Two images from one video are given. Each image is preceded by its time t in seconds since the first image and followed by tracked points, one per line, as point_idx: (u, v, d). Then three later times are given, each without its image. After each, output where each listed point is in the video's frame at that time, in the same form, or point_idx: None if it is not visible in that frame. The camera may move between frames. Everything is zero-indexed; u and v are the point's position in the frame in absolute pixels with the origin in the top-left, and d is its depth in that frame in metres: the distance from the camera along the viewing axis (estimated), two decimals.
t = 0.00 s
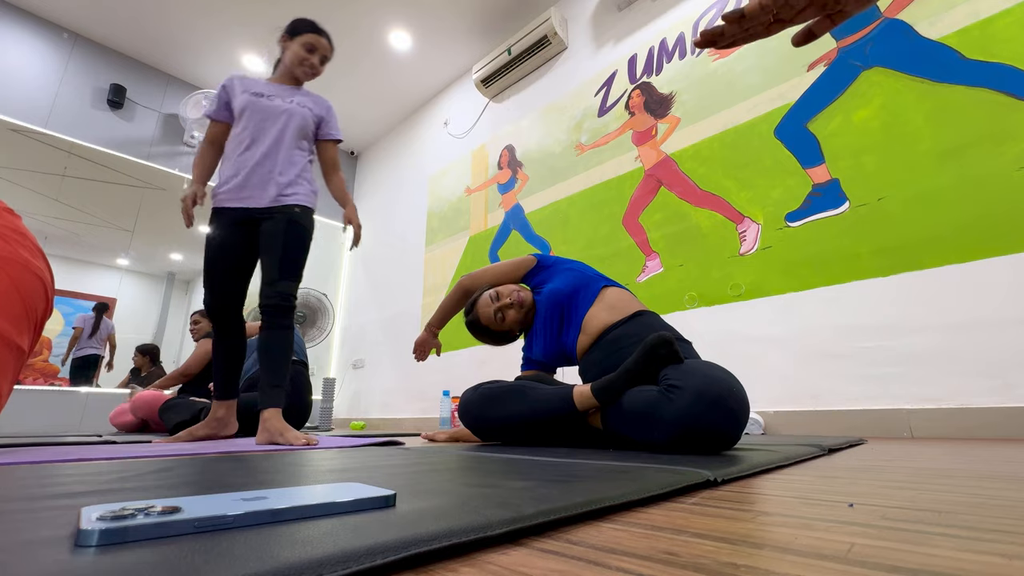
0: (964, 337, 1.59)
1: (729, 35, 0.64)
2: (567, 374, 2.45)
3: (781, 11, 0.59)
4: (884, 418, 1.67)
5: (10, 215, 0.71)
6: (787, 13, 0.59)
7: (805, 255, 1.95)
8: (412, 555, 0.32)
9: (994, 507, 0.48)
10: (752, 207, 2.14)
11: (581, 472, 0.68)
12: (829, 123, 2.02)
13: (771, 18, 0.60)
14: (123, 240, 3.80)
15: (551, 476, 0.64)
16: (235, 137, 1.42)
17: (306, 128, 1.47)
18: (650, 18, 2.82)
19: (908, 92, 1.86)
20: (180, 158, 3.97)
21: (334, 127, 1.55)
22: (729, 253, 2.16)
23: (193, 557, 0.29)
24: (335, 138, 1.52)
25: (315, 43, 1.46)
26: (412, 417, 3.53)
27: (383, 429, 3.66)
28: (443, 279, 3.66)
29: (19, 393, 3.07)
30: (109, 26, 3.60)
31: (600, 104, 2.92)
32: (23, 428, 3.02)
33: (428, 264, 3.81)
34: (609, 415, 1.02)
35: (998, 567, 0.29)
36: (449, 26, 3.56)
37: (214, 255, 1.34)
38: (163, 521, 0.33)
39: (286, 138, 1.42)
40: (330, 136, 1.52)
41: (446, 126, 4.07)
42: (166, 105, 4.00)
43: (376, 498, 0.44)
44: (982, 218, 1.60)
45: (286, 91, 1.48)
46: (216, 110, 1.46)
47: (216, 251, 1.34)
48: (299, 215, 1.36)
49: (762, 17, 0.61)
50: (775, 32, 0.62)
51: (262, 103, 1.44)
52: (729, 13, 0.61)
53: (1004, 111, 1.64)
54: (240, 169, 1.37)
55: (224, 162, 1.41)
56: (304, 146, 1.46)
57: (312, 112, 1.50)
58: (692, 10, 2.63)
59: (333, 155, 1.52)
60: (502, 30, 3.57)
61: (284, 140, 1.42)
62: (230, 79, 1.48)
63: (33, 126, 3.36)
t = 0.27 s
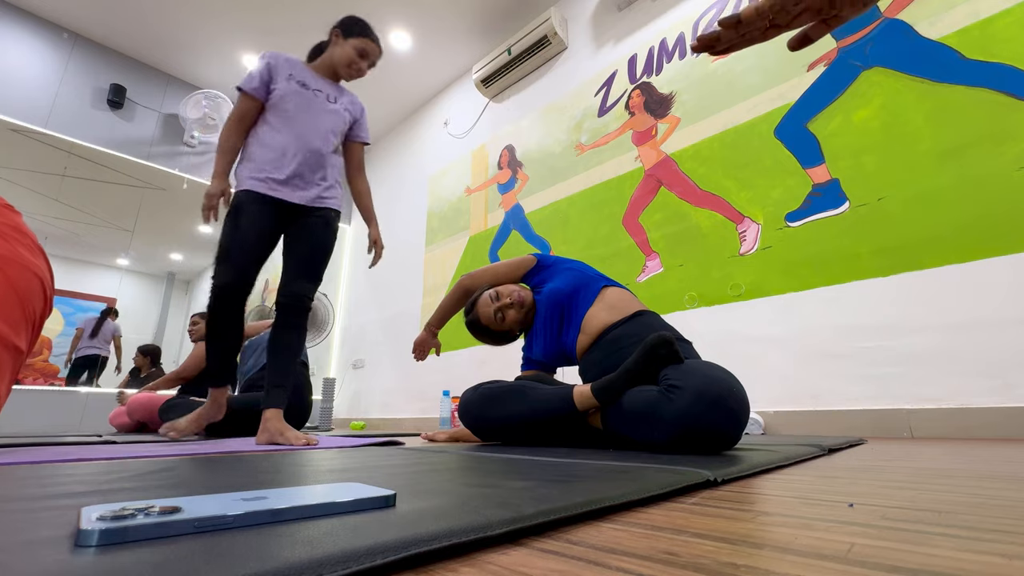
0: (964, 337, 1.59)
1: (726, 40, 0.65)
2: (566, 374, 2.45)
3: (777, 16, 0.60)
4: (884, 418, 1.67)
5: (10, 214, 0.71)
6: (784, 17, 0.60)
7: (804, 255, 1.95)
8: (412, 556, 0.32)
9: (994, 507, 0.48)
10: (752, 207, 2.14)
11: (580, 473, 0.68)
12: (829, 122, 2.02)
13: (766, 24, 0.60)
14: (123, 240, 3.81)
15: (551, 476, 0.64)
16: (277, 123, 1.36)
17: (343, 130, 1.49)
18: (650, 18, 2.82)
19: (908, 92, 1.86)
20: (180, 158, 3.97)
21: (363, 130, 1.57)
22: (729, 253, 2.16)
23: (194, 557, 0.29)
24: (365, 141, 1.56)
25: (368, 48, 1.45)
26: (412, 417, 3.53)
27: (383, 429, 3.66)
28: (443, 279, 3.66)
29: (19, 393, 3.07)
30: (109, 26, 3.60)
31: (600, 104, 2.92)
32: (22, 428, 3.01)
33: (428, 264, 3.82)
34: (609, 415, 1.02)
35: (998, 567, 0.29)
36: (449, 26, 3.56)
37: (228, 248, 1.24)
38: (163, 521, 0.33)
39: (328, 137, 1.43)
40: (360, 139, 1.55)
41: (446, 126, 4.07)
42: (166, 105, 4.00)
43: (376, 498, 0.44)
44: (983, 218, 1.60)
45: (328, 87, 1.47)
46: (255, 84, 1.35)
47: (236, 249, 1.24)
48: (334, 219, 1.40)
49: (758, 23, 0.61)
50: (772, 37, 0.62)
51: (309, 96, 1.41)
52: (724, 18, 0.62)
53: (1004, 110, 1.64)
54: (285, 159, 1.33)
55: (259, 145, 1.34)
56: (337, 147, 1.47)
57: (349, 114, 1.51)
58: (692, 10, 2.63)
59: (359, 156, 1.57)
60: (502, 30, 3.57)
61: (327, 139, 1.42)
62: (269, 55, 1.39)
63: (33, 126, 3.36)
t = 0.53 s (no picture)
0: (964, 337, 1.59)
1: (727, 32, 0.65)
2: (566, 374, 2.45)
3: (780, 7, 0.60)
4: (884, 418, 1.67)
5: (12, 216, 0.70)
6: (786, 10, 0.60)
7: (805, 255, 1.95)
8: (412, 555, 0.32)
9: (994, 507, 0.48)
10: (752, 208, 2.14)
11: (581, 473, 0.68)
12: (829, 123, 2.02)
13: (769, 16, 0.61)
14: (123, 240, 3.81)
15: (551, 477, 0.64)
16: (309, 120, 1.36)
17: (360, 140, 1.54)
18: (650, 18, 2.82)
19: (908, 92, 1.86)
20: (180, 158, 3.97)
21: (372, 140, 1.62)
22: (729, 253, 2.16)
23: (194, 557, 0.29)
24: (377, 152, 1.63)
25: (403, 64, 1.49)
26: (412, 417, 3.53)
27: (383, 429, 3.66)
28: (443, 279, 3.66)
29: (19, 393, 3.07)
30: (109, 26, 3.60)
31: (600, 104, 2.92)
32: (22, 428, 3.01)
33: (428, 264, 3.82)
34: (609, 415, 1.02)
35: (998, 566, 0.29)
36: (449, 26, 3.56)
37: (267, 247, 1.25)
38: (163, 521, 0.33)
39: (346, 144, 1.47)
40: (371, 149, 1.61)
41: (446, 126, 4.07)
42: (166, 105, 3.99)
43: (376, 498, 0.44)
44: (984, 217, 1.60)
45: (354, 92, 1.49)
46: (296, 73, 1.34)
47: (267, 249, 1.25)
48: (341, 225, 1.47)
49: (761, 15, 0.61)
50: (773, 31, 0.62)
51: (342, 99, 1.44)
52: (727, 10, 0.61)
53: (1004, 110, 1.64)
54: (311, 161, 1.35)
55: (284, 136, 1.33)
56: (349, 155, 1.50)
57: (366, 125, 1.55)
58: (692, 10, 2.62)
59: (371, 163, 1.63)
60: (502, 30, 3.57)
61: (347, 146, 1.47)
62: (313, 47, 1.38)
63: (33, 126, 3.35)
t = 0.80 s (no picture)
0: (964, 337, 1.59)
1: (732, 31, 0.65)
2: (566, 374, 2.45)
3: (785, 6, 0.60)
4: (884, 418, 1.67)
5: (16, 219, 0.70)
6: (791, 8, 0.61)
7: (805, 255, 1.95)
8: (412, 555, 0.32)
9: (994, 507, 0.48)
10: (752, 207, 2.14)
11: (581, 472, 0.68)
12: (829, 123, 2.02)
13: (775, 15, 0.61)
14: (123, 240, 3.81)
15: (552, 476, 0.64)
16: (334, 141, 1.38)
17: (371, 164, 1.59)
18: (650, 18, 2.82)
19: (908, 92, 1.86)
20: (180, 158, 3.96)
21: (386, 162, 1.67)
22: (729, 253, 2.16)
23: (194, 557, 0.29)
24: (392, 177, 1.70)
25: (436, 102, 1.55)
26: (412, 417, 3.53)
27: (383, 429, 3.66)
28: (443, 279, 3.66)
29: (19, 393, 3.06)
30: (108, 26, 3.60)
31: (600, 104, 2.92)
32: (22, 429, 3.01)
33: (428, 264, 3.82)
34: (609, 415, 1.02)
35: (998, 567, 0.29)
36: (449, 26, 3.56)
37: (268, 250, 1.31)
38: (163, 521, 0.33)
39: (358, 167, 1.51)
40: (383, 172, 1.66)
41: (446, 126, 4.07)
42: (166, 105, 3.99)
43: (376, 498, 0.44)
44: (984, 218, 1.60)
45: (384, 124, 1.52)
46: (345, 100, 1.35)
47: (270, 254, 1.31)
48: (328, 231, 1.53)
49: (766, 14, 0.62)
50: (778, 29, 0.63)
51: (373, 130, 1.47)
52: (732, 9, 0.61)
53: (1004, 111, 1.64)
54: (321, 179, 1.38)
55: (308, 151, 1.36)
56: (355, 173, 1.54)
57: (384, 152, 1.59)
58: (692, 10, 2.62)
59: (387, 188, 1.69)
60: (502, 30, 3.57)
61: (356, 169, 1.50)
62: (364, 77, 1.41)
63: (33, 126, 3.35)
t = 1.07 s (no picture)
0: (964, 337, 1.59)
1: (730, 42, 0.63)
2: (567, 374, 2.45)
3: (783, 17, 0.58)
4: (884, 418, 1.67)
5: (18, 221, 0.70)
6: (789, 18, 0.59)
7: (805, 255, 1.95)
8: (412, 555, 0.32)
9: (994, 508, 0.48)
10: (752, 207, 2.14)
11: (581, 472, 0.68)
12: (829, 123, 2.02)
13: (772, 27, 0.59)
14: (123, 240, 3.82)
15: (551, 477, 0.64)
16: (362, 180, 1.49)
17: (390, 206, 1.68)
18: (650, 18, 2.82)
19: (908, 92, 1.86)
20: (180, 158, 3.96)
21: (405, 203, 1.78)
22: (729, 253, 2.16)
23: (193, 557, 0.29)
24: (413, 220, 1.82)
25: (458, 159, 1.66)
26: (412, 417, 3.53)
27: (384, 429, 3.66)
28: (443, 279, 3.66)
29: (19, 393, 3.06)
30: (109, 26, 3.60)
31: (600, 104, 2.92)
32: (22, 429, 3.01)
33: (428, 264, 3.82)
34: (610, 415, 1.02)
35: (998, 567, 0.29)
36: (449, 26, 3.56)
37: (278, 258, 1.37)
38: (163, 522, 0.33)
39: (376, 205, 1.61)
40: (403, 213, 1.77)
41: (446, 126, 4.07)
42: (166, 105, 3.99)
43: (376, 498, 0.44)
44: (984, 218, 1.60)
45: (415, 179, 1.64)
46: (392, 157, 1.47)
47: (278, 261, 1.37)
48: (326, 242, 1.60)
49: (763, 24, 0.60)
50: (776, 39, 0.61)
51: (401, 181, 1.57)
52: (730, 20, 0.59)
53: (1004, 111, 1.64)
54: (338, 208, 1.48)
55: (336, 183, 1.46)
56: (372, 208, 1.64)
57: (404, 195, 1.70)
58: (692, 10, 2.62)
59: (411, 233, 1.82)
60: (501, 30, 3.57)
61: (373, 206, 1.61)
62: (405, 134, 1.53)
63: (33, 126, 3.35)
